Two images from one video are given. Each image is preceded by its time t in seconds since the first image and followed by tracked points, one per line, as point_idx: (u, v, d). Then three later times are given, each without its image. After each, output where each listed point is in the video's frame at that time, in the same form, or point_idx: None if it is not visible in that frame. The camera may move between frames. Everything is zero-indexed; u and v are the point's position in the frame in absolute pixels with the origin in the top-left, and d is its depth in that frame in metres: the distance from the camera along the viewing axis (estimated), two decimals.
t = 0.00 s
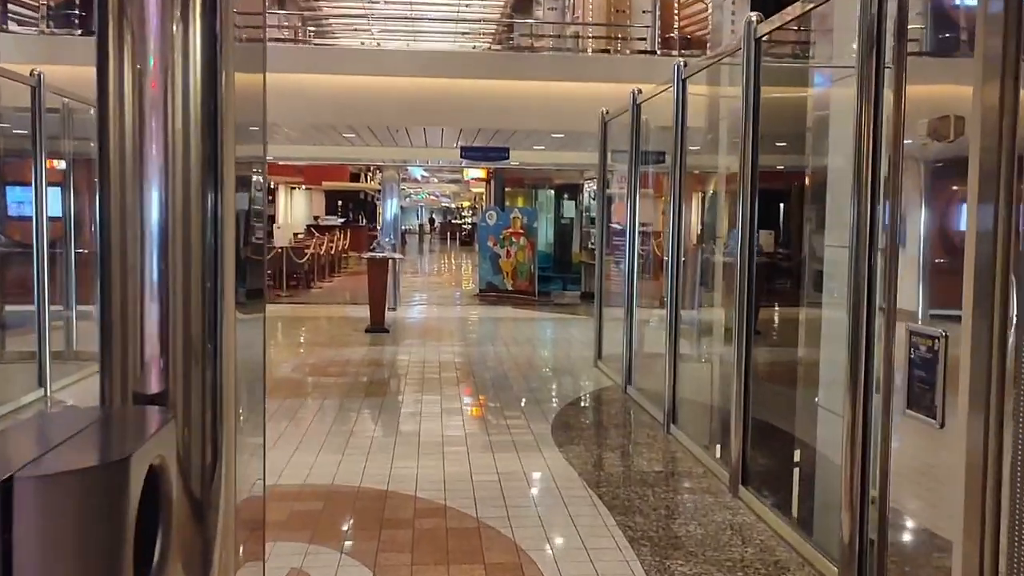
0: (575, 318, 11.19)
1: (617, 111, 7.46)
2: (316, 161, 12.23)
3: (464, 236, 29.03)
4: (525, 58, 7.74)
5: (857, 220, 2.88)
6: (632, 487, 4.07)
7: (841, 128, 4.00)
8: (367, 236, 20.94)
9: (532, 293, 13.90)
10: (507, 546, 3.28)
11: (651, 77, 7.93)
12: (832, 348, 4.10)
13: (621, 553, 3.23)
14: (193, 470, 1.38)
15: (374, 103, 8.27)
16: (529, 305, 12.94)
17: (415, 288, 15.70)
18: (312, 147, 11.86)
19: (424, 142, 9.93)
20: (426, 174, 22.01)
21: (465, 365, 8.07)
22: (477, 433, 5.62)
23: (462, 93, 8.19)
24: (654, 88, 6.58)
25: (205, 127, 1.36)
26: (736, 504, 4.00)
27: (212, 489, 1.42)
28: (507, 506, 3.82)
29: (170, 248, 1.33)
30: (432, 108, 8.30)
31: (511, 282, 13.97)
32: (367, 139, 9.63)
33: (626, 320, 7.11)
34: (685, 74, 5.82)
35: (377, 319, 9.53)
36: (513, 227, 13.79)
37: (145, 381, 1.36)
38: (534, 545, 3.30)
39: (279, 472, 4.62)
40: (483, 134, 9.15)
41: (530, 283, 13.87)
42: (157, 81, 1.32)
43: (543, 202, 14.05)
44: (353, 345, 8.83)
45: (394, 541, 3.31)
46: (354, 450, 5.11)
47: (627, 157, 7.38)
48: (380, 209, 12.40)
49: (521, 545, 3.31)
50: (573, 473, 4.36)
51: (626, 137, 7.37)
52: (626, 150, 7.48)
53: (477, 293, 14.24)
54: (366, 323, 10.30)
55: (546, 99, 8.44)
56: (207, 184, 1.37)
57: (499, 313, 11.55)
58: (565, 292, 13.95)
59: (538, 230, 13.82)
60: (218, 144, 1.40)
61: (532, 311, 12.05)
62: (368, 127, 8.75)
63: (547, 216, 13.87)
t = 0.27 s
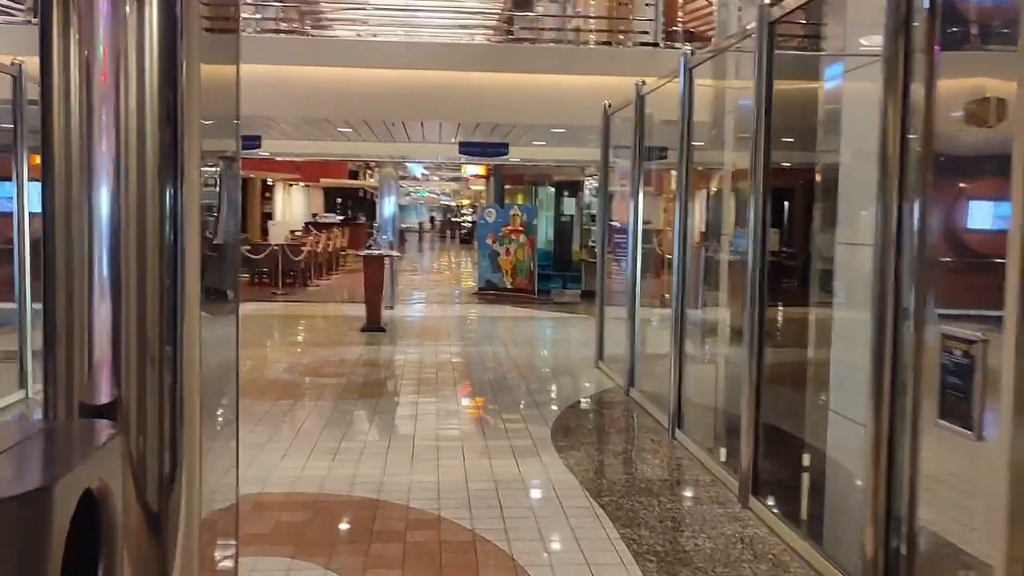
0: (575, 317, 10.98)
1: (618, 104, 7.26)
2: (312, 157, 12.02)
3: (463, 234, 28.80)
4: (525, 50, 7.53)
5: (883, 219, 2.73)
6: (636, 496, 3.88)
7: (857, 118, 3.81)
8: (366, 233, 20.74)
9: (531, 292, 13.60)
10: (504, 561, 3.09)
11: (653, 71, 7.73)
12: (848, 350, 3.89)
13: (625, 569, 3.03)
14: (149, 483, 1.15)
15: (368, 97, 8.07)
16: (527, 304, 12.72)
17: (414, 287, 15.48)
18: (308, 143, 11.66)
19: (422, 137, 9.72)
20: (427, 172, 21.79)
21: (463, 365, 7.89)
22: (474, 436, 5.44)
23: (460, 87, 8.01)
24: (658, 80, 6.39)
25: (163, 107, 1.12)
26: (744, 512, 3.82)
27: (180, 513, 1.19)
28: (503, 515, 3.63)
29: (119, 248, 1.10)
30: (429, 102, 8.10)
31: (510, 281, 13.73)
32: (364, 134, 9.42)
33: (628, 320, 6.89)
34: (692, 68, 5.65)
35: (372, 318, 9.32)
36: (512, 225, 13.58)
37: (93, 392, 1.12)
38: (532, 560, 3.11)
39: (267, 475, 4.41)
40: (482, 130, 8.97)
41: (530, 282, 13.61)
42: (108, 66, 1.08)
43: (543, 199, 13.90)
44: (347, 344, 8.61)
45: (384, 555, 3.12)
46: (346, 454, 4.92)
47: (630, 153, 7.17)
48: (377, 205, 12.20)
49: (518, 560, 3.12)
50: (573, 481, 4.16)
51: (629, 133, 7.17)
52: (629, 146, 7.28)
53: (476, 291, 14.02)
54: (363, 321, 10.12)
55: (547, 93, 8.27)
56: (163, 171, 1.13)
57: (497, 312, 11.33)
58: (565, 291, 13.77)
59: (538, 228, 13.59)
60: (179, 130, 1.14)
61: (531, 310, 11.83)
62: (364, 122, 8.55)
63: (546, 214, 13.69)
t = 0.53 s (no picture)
0: (577, 321, 10.76)
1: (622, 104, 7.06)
2: (310, 157, 11.81)
3: (465, 234, 28.60)
4: (527, 48, 7.32)
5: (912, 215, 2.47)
6: (641, 518, 3.64)
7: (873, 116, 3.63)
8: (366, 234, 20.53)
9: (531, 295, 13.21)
10: None
11: (657, 70, 7.52)
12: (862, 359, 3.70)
13: None
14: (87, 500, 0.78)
15: (365, 96, 7.85)
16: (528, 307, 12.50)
17: (413, 289, 15.27)
18: (304, 143, 11.45)
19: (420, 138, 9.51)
20: (427, 172, 21.61)
21: (461, 371, 7.67)
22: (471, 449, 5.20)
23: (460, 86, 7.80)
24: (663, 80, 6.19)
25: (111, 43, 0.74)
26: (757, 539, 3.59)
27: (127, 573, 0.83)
28: (499, 540, 3.41)
29: (56, 248, 0.72)
30: (427, 101, 7.88)
31: (510, 283, 13.46)
32: (361, 134, 9.20)
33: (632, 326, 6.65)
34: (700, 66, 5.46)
35: (369, 323, 9.10)
36: (513, 226, 13.36)
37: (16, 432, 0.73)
38: None
39: (252, 491, 4.19)
40: (482, 130, 8.76)
41: (531, 284, 13.23)
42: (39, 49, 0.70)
43: (544, 200, 13.73)
44: (343, 350, 8.39)
45: None
46: (338, 468, 4.70)
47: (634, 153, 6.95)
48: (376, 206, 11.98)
49: None
50: (573, 502, 3.93)
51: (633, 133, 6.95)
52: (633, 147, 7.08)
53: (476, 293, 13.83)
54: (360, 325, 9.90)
55: (549, 93, 8.06)
56: (107, 152, 0.74)
57: (497, 316, 11.11)
58: (566, 294, 13.57)
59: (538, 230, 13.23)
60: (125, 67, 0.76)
61: (532, 314, 11.61)
62: (362, 121, 8.34)
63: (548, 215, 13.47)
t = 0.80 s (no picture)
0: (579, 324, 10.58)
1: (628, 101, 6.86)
2: (308, 157, 11.61)
3: (465, 236, 28.44)
4: (530, 44, 7.15)
5: (956, 227, 2.30)
6: (652, 535, 3.44)
7: (898, 115, 3.46)
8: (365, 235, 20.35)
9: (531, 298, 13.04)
10: None
11: (664, 68, 7.37)
12: (878, 366, 3.58)
13: None
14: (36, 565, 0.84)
15: (365, 93, 7.68)
16: (529, 309, 12.31)
17: (412, 291, 15.07)
18: (302, 142, 11.25)
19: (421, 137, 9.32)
20: (427, 173, 21.46)
21: (461, 375, 7.47)
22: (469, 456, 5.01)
23: (460, 83, 7.64)
24: (671, 76, 6.00)
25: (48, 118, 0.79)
26: (775, 558, 3.37)
27: None
28: (502, 560, 3.21)
29: None
30: (428, 99, 7.70)
31: (511, 285, 13.32)
32: (360, 134, 9.00)
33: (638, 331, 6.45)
34: (710, 62, 5.26)
35: (367, 325, 8.91)
36: (513, 227, 13.15)
37: None
38: None
39: (243, 504, 3.99)
40: (483, 129, 8.57)
41: (531, 287, 13.09)
42: None
43: (545, 201, 13.54)
44: (341, 353, 8.20)
45: None
46: (331, 476, 4.51)
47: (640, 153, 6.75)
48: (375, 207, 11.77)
49: None
50: (579, 517, 3.72)
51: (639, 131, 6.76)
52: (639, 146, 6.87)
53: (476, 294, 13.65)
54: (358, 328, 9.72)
55: (551, 91, 7.90)
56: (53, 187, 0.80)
57: (498, 318, 10.92)
58: (568, 296, 13.42)
59: (539, 231, 13.07)
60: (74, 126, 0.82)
61: (533, 316, 11.43)
62: (360, 119, 8.15)
63: (549, 217, 13.31)
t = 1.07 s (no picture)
0: (583, 329, 10.34)
1: (636, 99, 6.64)
2: (306, 158, 11.38)
3: (465, 238, 28.23)
4: (533, 41, 6.94)
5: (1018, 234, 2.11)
6: (667, 559, 3.23)
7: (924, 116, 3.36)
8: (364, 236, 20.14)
9: (536, 301, 12.97)
10: None
11: (671, 65, 7.16)
12: (903, 374, 3.48)
13: None
14: None
15: (362, 91, 7.47)
16: (532, 314, 12.06)
17: (413, 294, 14.83)
18: (301, 143, 11.03)
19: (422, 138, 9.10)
20: (428, 174, 21.26)
21: (464, 383, 7.24)
22: (473, 469, 4.77)
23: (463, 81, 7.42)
24: (681, 73, 5.78)
25: None
26: None
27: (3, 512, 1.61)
28: None
29: None
30: (427, 98, 7.50)
31: (513, 288, 13.09)
32: (359, 134, 8.78)
33: (648, 338, 6.20)
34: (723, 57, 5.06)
35: (366, 330, 8.68)
36: (516, 229, 12.88)
37: None
38: None
39: (231, 523, 3.78)
40: (485, 129, 8.35)
41: (534, 291, 12.99)
42: None
43: (548, 203, 13.27)
44: (338, 359, 7.98)
45: None
46: (326, 491, 4.29)
47: (649, 154, 6.51)
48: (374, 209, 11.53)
49: None
50: (589, 538, 3.49)
51: (648, 131, 6.53)
52: (649, 147, 6.64)
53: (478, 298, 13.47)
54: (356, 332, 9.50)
55: (556, 90, 7.68)
56: None
57: (499, 323, 10.68)
58: (572, 300, 13.26)
59: (543, 234, 12.88)
60: None
61: (536, 321, 11.20)
62: (359, 119, 7.93)
63: (552, 219, 13.09)
